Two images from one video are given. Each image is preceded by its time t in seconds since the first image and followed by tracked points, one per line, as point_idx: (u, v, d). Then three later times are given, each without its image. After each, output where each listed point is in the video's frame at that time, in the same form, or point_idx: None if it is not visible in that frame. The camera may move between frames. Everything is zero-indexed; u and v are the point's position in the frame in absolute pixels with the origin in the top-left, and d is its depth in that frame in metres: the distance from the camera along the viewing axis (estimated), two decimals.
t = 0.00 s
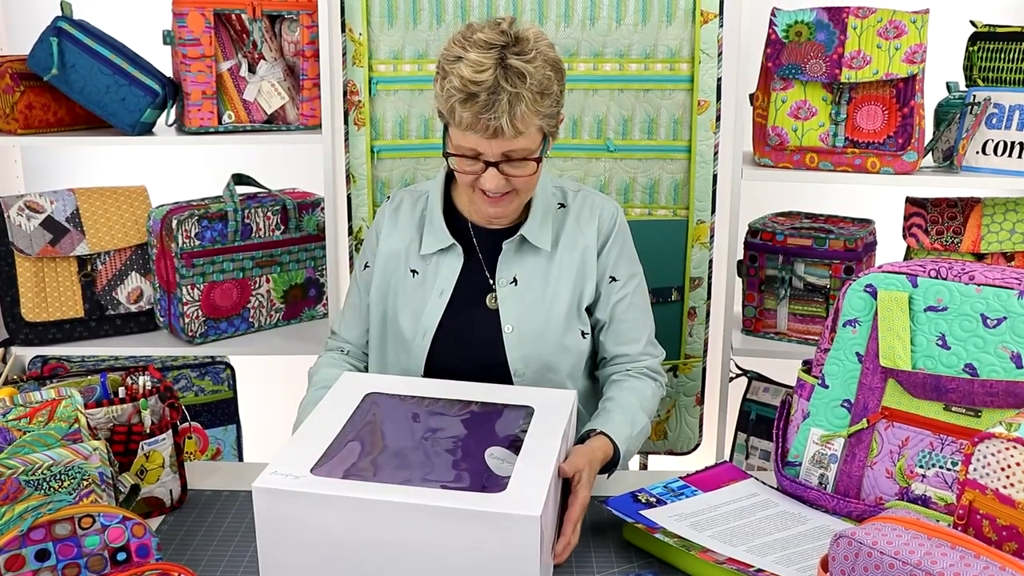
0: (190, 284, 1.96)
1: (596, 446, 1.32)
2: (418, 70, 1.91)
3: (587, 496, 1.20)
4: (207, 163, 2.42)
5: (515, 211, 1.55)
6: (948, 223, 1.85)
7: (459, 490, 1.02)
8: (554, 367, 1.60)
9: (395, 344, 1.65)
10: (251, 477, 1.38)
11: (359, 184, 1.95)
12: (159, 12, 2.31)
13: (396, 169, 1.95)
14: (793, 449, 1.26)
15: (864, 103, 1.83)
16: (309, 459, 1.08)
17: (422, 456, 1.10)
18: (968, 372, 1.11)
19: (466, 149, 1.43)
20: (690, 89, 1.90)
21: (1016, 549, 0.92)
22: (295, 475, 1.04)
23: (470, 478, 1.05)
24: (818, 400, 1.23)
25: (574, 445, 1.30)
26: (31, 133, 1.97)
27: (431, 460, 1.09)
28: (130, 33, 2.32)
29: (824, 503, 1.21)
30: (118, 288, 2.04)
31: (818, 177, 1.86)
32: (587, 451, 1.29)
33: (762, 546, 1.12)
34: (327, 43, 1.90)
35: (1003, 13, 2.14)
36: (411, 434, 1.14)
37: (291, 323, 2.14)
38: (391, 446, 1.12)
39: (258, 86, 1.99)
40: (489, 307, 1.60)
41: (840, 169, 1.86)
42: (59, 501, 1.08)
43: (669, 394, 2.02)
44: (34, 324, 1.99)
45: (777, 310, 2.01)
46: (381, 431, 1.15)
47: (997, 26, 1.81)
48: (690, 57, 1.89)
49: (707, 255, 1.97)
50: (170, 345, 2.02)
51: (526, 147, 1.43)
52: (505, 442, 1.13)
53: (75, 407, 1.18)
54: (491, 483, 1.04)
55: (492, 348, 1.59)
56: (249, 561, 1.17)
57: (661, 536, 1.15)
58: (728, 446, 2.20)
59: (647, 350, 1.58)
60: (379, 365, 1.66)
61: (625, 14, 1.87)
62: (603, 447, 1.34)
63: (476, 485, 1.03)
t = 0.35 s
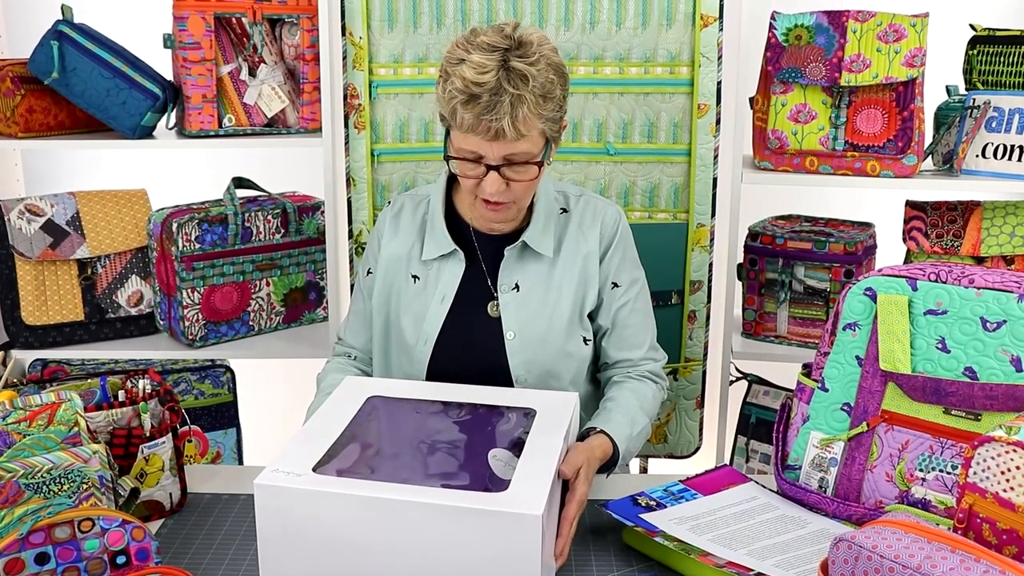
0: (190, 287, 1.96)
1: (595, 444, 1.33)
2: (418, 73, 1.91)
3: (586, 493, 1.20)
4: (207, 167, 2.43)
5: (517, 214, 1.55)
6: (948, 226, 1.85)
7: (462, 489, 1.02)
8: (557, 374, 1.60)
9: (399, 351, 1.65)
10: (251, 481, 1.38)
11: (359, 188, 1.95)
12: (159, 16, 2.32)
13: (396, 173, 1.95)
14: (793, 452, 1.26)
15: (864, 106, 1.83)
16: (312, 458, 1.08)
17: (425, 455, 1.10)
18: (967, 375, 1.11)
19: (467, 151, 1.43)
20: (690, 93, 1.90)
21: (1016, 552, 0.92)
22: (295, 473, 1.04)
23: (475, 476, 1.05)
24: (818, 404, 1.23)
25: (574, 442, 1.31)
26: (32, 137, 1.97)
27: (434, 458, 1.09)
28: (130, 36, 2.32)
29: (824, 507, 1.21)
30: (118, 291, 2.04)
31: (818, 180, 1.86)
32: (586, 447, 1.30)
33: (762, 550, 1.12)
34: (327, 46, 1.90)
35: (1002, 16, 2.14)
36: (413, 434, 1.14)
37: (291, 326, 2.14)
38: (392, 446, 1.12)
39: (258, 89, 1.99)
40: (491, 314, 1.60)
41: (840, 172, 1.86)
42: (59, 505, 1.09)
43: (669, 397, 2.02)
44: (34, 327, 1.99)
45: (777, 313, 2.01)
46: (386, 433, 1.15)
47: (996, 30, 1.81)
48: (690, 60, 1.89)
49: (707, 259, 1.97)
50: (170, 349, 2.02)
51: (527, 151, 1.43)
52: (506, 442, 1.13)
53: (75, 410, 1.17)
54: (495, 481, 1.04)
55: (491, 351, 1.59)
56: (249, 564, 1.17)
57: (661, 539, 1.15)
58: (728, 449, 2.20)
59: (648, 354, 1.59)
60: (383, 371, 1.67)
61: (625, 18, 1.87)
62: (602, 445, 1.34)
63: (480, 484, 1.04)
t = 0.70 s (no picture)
0: (190, 291, 1.96)
1: (605, 443, 1.34)
2: (418, 77, 1.91)
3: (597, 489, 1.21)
4: (208, 170, 2.43)
5: (519, 219, 1.54)
6: (948, 230, 1.85)
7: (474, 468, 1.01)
8: (558, 379, 1.61)
9: (402, 358, 1.66)
10: (251, 485, 1.38)
11: (359, 191, 1.95)
12: (160, 19, 2.32)
13: (396, 176, 1.95)
14: (793, 456, 1.26)
15: (864, 110, 1.83)
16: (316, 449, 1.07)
17: (432, 442, 1.10)
18: (968, 379, 1.11)
19: (473, 152, 1.42)
20: (690, 96, 1.90)
21: (1017, 556, 0.92)
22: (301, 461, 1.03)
23: (483, 457, 1.05)
24: (818, 407, 1.23)
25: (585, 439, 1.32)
26: (32, 140, 1.97)
27: (442, 445, 1.09)
28: (131, 40, 2.32)
29: (825, 510, 1.21)
30: (119, 295, 2.04)
31: (818, 184, 1.86)
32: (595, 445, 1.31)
33: (763, 553, 1.12)
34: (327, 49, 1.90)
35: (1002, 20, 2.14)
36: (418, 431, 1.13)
37: (291, 330, 2.14)
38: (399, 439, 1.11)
39: (259, 93, 1.99)
40: (492, 319, 1.60)
41: (840, 176, 1.86)
42: (59, 509, 1.07)
43: (669, 401, 2.02)
44: (34, 331, 1.99)
45: (777, 317, 2.01)
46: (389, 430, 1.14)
47: (996, 33, 1.81)
48: (690, 64, 1.89)
49: (707, 262, 1.96)
50: (171, 352, 2.02)
51: (534, 151, 1.42)
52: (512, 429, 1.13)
53: (75, 414, 1.17)
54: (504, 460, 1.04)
55: (492, 356, 1.59)
56: (250, 566, 1.17)
57: (661, 543, 1.15)
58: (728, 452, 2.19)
59: (649, 357, 1.59)
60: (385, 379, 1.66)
61: (625, 22, 1.87)
62: (612, 442, 1.35)
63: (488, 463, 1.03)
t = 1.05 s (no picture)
0: (190, 294, 1.96)
1: (608, 465, 1.34)
2: (418, 81, 1.91)
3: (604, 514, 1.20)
4: (208, 174, 2.43)
5: (525, 222, 1.52)
6: (948, 233, 1.85)
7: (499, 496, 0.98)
8: (563, 383, 1.61)
9: (406, 364, 1.65)
10: (252, 489, 1.38)
11: (360, 195, 1.95)
12: (161, 23, 2.32)
13: (396, 180, 1.95)
14: (793, 460, 1.26)
15: (864, 113, 1.83)
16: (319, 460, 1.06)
17: (438, 461, 1.07)
18: (968, 383, 1.11)
19: (479, 153, 1.41)
20: (690, 100, 1.91)
21: (1017, 560, 0.92)
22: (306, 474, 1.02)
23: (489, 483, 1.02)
24: (818, 411, 1.23)
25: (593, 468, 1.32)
26: (33, 144, 1.97)
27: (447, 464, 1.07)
28: (132, 44, 2.32)
29: (825, 514, 1.21)
30: (119, 298, 2.04)
31: (818, 187, 1.87)
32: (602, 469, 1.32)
33: (763, 557, 1.12)
34: (328, 53, 1.91)
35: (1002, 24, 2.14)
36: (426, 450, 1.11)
37: (291, 333, 2.14)
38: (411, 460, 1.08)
39: (259, 97, 1.99)
40: (497, 323, 1.60)
41: (840, 179, 1.87)
42: (59, 512, 1.05)
43: (669, 405, 2.02)
44: (34, 334, 1.98)
45: (777, 320, 2.01)
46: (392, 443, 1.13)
47: (996, 37, 1.82)
48: (690, 67, 1.89)
49: (707, 266, 1.97)
50: (171, 356, 2.02)
51: (539, 152, 1.42)
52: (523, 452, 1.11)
53: (75, 417, 1.17)
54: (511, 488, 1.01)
55: (493, 360, 1.59)
56: (251, 567, 1.17)
57: (661, 546, 1.15)
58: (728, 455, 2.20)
59: (651, 362, 1.60)
60: (386, 386, 1.65)
61: (625, 26, 1.88)
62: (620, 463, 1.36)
63: (492, 489, 1.01)
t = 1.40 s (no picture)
0: (191, 297, 1.96)
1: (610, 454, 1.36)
2: (419, 85, 1.91)
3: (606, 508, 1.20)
4: (208, 177, 2.43)
5: (529, 224, 1.52)
6: (948, 237, 1.85)
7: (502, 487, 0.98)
8: (564, 387, 1.61)
9: (407, 367, 1.65)
10: (252, 493, 1.38)
11: (360, 199, 1.95)
12: (161, 27, 2.32)
13: (397, 183, 1.95)
14: (793, 463, 1.26)
15: (864, 117, 1.84)
16: (318, 457, 1.06)
17: (440, 455, 1.08)
18: (968, 386, 1.11)
19: (489, 154, 1.42)
20: (690, 104, 1.91)
21: (1018, 564, 0.91)
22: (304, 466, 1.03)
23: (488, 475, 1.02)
24: (818, 415, 1.23)
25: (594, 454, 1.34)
26: (33, 147, 1.97)
27: (449, 458, 1.07)
28: (133, 47, 2.33)
29: (825, 518, 1.21)
30: (119, 302, 2.05)
31: (818, 191, 1.87)
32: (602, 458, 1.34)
33: (764, 561, 1.12)
34: (328, 57, 1.91)
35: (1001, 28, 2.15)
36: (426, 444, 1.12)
37: (291, 337, 2.14)
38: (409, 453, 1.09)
39: (260, 100, 1.99)
40: (498, 327, 1.60)
41: (840, 183, 1.87)
42: (58, 516, 1.08)
43: (670, 408, 2.02)
44: (35, 337, 1.99)
45: (777, 324, 2.01)
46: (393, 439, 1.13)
47: (995, 41, 1.82)
48: (690, 71, 1.90)
49: (707, 269, 1.97)
50: (172, 359, 2.02)
51: (549, 154, 1.42)
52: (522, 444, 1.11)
53: (76, 421, 1.16)
54: (510, 479, 1.00)
55: (493, 364, 1.59)
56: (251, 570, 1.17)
57: (661, 550, 1.15)
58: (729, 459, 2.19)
59: (652, 365, 1.60)
60: (386, 389, 1.65)
61: (625, 30, 1.88)
62: (621, 453, 1.38)
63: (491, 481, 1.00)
